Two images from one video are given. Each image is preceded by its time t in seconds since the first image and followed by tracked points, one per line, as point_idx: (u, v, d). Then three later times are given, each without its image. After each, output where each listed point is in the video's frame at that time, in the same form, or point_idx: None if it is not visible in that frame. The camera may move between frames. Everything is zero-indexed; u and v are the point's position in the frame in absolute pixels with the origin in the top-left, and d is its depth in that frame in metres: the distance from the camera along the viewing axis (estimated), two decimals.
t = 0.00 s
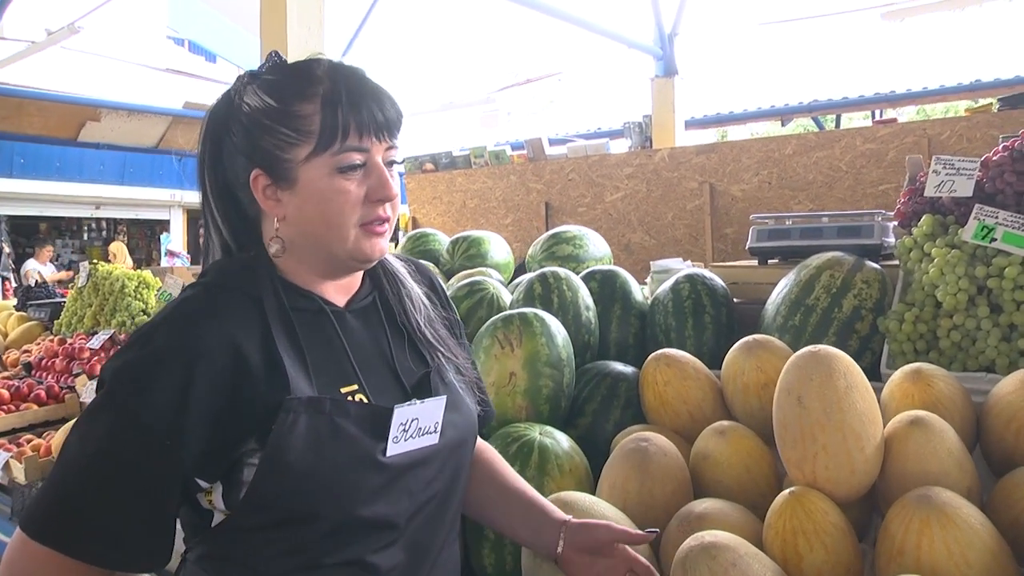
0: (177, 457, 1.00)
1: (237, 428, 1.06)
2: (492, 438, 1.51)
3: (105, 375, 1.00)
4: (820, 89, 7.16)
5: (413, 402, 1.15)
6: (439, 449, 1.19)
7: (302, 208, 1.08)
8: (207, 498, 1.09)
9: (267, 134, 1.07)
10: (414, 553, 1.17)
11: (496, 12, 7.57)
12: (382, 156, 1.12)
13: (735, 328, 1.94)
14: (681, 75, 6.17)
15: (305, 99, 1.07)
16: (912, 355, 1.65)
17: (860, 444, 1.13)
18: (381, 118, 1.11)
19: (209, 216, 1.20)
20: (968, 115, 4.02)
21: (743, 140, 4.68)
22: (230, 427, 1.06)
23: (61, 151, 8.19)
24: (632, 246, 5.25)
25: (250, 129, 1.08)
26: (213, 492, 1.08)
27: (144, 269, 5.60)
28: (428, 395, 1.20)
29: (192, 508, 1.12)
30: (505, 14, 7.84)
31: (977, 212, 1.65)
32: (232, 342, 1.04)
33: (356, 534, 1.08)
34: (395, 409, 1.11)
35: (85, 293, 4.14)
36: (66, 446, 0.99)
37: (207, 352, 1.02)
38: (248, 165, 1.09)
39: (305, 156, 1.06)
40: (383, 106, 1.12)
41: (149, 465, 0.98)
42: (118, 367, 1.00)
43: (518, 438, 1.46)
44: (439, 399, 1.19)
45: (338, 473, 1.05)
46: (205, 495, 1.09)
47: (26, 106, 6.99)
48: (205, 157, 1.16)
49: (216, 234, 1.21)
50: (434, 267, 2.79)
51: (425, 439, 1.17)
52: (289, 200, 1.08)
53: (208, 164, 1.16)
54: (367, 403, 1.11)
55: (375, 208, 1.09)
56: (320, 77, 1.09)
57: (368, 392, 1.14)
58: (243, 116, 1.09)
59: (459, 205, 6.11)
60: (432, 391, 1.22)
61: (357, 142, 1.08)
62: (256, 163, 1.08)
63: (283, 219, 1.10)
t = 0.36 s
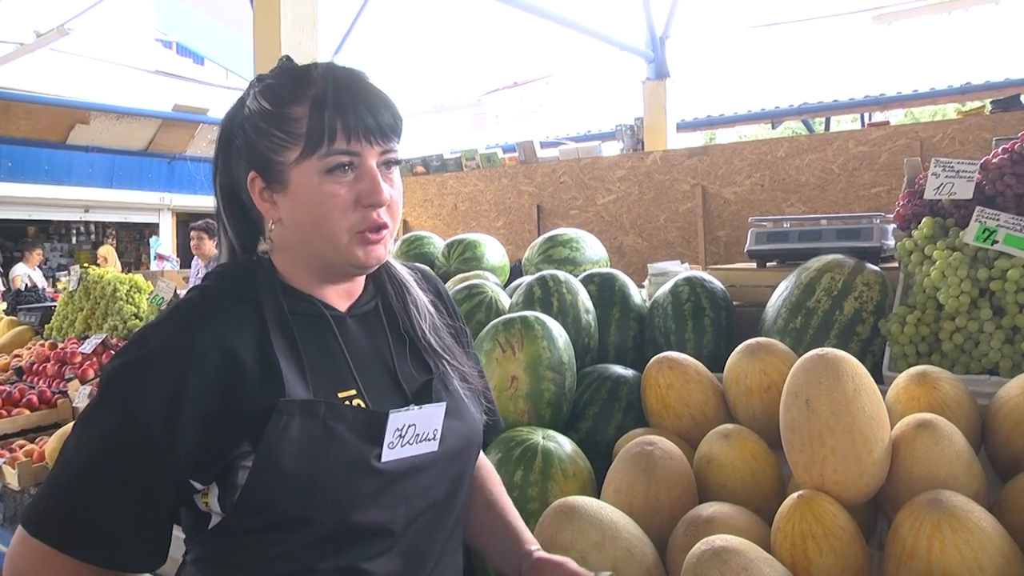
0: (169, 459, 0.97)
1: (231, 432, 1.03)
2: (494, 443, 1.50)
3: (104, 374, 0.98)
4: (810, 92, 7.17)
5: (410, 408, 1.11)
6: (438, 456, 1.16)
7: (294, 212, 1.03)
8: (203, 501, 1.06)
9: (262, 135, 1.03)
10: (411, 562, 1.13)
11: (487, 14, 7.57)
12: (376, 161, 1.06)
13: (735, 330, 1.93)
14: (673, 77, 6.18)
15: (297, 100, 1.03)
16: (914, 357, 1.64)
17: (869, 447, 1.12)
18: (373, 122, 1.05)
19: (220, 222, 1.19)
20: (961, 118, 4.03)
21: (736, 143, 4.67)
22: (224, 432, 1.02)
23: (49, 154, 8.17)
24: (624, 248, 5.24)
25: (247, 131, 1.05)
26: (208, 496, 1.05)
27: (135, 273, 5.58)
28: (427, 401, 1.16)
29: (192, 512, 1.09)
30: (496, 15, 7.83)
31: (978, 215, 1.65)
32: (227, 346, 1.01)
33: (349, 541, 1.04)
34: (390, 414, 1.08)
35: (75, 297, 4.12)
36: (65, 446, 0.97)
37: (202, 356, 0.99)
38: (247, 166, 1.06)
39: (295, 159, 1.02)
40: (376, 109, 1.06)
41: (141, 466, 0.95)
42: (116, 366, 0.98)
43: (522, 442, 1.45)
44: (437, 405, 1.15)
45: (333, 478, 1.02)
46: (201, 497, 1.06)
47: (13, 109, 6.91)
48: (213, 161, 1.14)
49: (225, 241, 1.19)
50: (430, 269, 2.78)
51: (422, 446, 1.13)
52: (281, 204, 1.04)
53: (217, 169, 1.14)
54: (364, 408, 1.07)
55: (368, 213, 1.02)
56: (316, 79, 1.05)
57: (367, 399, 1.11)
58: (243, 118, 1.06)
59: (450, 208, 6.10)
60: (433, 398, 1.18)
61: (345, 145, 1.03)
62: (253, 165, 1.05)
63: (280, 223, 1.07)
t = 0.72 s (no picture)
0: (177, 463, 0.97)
1: (236, 435, 1.02)
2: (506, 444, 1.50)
3: (116, 377, 0.98)
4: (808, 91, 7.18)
5: (419, 413, 1.10)
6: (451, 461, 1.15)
7: (309, 220, 1.03)
8: (213, 502, 1.06)
9: (277, 143, 1.03)
10: (421, 569, 1.12)
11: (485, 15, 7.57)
12: (390, 169, 1.06)
13: (742, 330, 1.94)
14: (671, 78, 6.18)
15: (312, 109, 1.03)
16: (922, 356, 1.64)
17: (882, 445, 1.12)
18: (387, 132, 1.05)
19: (233, 223, 1.18)
20: (960, 116, 4.03)
21: (735, 143, 4.68)
22: (231, 435, 1.02)
23: (46, 158, 8.16)
24: (624, 249, 5.24)
25: (262, 137, 1.05)
26: (219, 496, 1.05)
27: (134, 276, 5.58)
28: (439, 405, 1.16)
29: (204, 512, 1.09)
30: (493, 16, 7.83)
31: (985, 213, 1.65)
32: (235, 350, 1.01)
33: (356, 546, 1.03)
34: (398, 418, 1.07)
35: (75, 301, 4.12)
36: (78, 446, 0.97)
37: (210, 360, 0.99)
38: (260, 173, 1.06)
39: (310, 168, 1.02)
40: (391, 117, 1.06)
41: (148, 467, 0.95)
42: (127, 368, 0.98)
43: (533, 443, 1.46)
44: (448, 410, 1.14)
45: (341, 482, 1.01)
46: (211, 498, 1.06)
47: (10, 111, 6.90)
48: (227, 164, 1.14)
49: (238, 245, 1.20)
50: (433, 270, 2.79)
51: (432, 451, 1.11)
52: (296, 212, 1.04)
53: (229, 170, 1.14)
54: (371, 413, 1.06)
55: (383, 222, 1.03)
56: (331, 87, 1.05)
57: (377, 404, 1.10)
58: (258, 124, 1.06)
59: (449, 210, 6.10)
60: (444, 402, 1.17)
61: (360, 156, 1.03)
62: (266, 172, 1.05)
63: (292, 229, 1.07)
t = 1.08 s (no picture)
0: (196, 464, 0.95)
1: (259, 435, 1.00)
2: (507, 442, 1.49)
3: (128, 378, 0.96)
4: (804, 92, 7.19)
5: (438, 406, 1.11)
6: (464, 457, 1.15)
7: (320, 211, 1.01)
8: (230, 504, 1.04)
9: (289, 131, 1.01)
10: (439, 563, 1.13)
11: (481, 13, 7.57)
12: (403, 163, 1.04)
13: (742, 329, 1.93)
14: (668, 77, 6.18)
15: (328, 100, 1.01)
16: (923, 355, 1.64)
17: (886, 445, 1.12)
18: (403, 125, 1.04)
19: (239, 217, 1.15)
20: (958, 116, 4.03)
21: (733, 143, 4.68)
22: (254, 436, 1.00)
23: (41, 156, 8.17)
24: (620, 248, 5.24)
25: (274, 126, 1.03)
26: (235, 500, 1.03)
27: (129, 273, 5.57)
28: (453, 400, 1.16)
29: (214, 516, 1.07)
30: (491, 15, 7.82)
31: (987, 213, 1.65)
32: (254, 347, 0.99)
33: (379, 542, 1.04)
34: (422, 412, 1.07)
35: (72, 298, 4.11)
36: (88, 448, 0.96)
37: (230, 357, 0.97)
38: (271, 160, 1.03)
39: (324, 159, 1.00)
40: (407, 111, 1.05)
41: (166, 468, 0.94)
42: (142, 367, 0.96)
43: (535, 441, 1.45)
44: (464, 404, 1.15)
45: (363, 479, 1.01)
46: (228, 500, 1.04)
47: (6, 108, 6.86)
48: (235, 157, 1.11)
49: (244, 240, 1.17)
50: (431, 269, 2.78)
51: (451, 445, 1.12)
52: (307, 202, 1.02)
53: (235, 160, 1.11)
54: (391, 408, 1.06)
55: (394, 215, 1.01)
56: (348, 79, 1.03)
57: (393, 399, 1.09)
58: (270, 113, 1.03)
59: (446, 208, 6.10)
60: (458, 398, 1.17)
61: (376, 148, 1.01)
62: (277, 160, 1.03)
63: (302, 220, 1.04)
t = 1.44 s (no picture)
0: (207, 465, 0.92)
1: (269, 434, 0.98)
2: (516, 444, 1.48)
3: (130, 379, 0.93)
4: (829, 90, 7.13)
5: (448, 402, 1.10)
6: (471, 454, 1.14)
7: (319, 212, 0.99)
8: (237, 508, 0.99)
9: (288, 130, 0.99)
10: (452, 562, 1.11)
11: (503, 10, 7.55)
12: (403, 162, 1.03)
13: (758, 331, 1.90)
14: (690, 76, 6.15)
15: (327, 98, 0.99)
16: (943, 361, 1.60)
17: (902, 454, 1.09)
18: (402, 123, 1.02)
19: (235, 213, 1.12)
20: (986, 116, 3.96)
21: (755, 142, 4.64)
22: (264, 435, 0.98)
23: (66, 152, 8.23)
24: (641, 248, 5.20)
25: (272, 124, 1.01)
26: (244, 502, 0.99)
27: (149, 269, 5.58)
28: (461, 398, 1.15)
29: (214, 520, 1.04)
30: (513, 12, 7.80)
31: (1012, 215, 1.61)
32: (261, 345, 0.97)
33: (394, 539, 1.02)
34: (435, 407, 1.06)
35: (92, 293, 4.12)
36: (89, 452, 0.92)
37: (238, 355, 0.95)
38: (269, 159, 1.02)
39: (322, 158, 0.98)
40: (405, 109, 1.03)
41: (177, 471, 0.91)
42: (146, 368, 0.93)
43: (544, 443, 1.43)
44: (471, 399, 1.14)
45: (378, 474, 0.99)
46: (235, 504, 1.00)
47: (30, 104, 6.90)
48: (232, 151, 1.08)
49: (238, 237, 1.13)
50: (446, 268, 2.77)
51: (459, 439, 1.11)
52: (306, 201, 1.00)
53: (232, 156, 1.08)
54: (402, 403, 1.05)
55: (392, 215, 1.00)
56: (346, 76, 1.01)
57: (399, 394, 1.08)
58: (268, 110, 1.01)
59: (466, 206, 6.08)
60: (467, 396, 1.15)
61: (375, 147, 1.00)
62: (274, 158, 1.01)
63: (300, 219, 1.03)
